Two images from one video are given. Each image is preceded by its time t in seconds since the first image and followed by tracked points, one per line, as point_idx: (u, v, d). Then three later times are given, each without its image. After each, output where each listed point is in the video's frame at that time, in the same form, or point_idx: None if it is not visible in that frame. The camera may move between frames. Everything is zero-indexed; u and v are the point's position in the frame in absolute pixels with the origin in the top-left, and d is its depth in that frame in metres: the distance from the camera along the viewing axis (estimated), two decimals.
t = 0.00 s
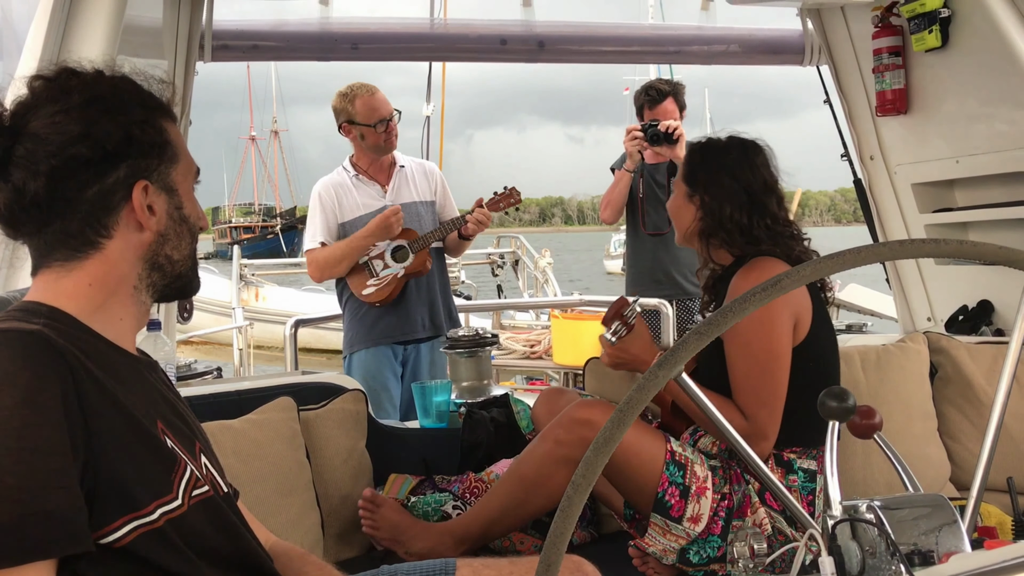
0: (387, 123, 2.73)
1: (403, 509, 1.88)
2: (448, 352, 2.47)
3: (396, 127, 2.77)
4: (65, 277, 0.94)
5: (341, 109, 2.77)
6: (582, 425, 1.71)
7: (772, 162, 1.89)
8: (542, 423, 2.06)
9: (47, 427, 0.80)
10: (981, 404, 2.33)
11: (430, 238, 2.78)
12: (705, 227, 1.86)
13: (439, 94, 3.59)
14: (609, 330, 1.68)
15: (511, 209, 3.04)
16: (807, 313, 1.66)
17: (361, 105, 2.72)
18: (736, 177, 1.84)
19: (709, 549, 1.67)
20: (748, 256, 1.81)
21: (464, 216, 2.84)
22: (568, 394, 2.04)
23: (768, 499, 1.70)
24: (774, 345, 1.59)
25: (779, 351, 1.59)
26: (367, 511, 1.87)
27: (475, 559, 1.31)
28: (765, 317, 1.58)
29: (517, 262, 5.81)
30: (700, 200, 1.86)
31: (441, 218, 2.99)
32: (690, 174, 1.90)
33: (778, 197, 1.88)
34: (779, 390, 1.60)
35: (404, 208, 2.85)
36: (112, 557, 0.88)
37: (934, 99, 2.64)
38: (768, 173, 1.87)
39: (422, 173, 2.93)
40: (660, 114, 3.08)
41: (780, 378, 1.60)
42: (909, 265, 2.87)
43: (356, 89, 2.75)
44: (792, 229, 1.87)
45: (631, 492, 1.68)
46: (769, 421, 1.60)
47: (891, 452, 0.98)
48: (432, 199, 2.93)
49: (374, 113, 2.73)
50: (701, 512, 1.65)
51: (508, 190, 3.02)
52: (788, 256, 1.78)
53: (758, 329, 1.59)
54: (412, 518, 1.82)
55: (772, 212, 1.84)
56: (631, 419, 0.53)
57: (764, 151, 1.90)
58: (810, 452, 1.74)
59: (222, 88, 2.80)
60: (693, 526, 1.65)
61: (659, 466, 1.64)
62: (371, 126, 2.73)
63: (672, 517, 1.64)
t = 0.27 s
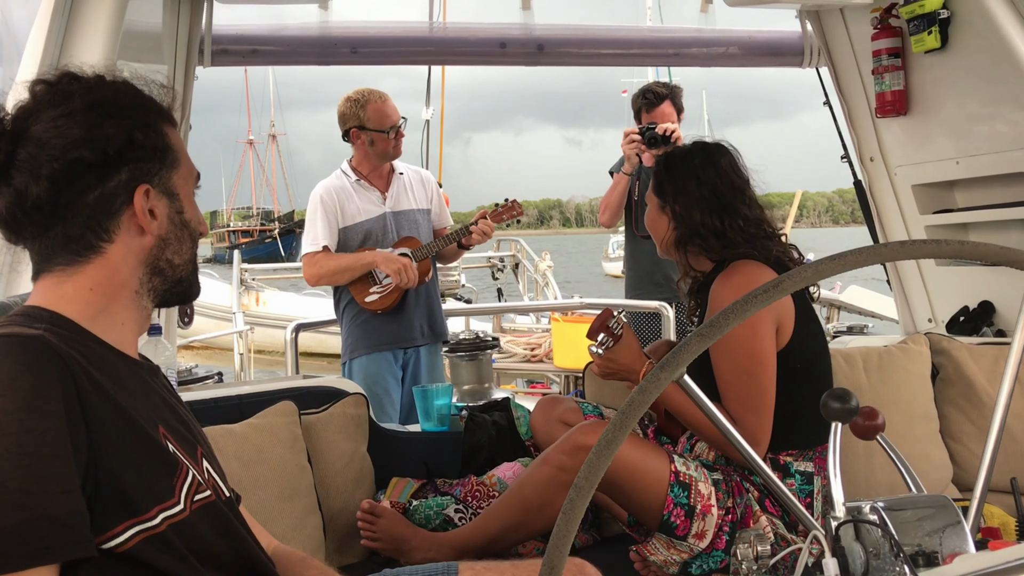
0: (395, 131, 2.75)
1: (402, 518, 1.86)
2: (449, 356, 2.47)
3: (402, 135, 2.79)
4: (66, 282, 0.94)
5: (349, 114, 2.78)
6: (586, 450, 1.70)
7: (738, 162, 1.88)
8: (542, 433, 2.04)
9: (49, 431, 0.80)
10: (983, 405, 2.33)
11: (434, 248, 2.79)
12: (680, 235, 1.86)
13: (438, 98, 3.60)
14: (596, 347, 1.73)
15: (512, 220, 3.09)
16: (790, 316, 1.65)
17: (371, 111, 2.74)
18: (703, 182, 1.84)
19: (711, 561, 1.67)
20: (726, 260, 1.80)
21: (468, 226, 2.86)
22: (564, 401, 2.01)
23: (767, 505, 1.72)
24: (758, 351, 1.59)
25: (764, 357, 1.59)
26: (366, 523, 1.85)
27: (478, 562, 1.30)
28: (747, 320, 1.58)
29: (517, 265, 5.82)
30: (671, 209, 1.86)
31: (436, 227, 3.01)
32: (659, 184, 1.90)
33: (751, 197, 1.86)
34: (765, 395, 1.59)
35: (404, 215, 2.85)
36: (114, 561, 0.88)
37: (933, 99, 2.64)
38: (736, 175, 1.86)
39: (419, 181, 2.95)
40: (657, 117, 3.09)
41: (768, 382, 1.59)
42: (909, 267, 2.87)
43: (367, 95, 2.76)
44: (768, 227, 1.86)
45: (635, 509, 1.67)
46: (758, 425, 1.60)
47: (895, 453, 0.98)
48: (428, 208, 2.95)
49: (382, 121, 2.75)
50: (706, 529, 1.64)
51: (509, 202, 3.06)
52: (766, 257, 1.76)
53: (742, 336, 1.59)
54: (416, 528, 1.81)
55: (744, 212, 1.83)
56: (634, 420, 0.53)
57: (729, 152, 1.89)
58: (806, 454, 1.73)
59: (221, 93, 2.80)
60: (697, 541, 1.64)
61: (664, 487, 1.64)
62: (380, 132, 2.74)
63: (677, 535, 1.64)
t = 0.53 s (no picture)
0: (394, 127, 2.75)
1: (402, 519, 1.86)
2: (448, 356, 2.46)
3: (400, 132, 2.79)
4: (64, 284, 0.93)
5: (347, 110, 2.77)
6: (585, 450, 1.70)
7: (730, 164, 1.88)
8: (541, 433, 2.05)
9: (48, 434, 0.79)
10: (984, 405, 2.32)
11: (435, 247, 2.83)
12: (674, 238, 1.86)
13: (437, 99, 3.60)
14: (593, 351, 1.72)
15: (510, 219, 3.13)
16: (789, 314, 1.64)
17: (370, 107, 2.74)
18: (695, 185, 1.84)
19: (712, 561, 1.67)
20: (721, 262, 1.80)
21: (467, 224, 2.89)
22: (566, 401, 2.02)
23: (769, 504, 1.71)
24: (758, 352, 1.59)
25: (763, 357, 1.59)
26: (366, 525, 1.85)
27: (477, 563, 1.30)
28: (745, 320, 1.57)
29: (516, 266, 5.81)
30: (665, 212, 1.86)
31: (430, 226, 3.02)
32: (652, 188, 1.90)
33: (743, 198, 1.86)
34: (765, 395, 1.59)
35: (401, 213, 2.86)
36: (113, 563, 0.87)
37: (932, 99, 2.64)
38: (729, 177, 1.86)
39: (415, 180, 2.95)
40: (656, 117, 3.09)
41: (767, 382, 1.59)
42: (909, 266, 2.87)
43: (367, 90, 2.76)
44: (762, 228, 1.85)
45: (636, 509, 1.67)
46: (758, 425, 1.60)
47: (896, 453, 0.97)
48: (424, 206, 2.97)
49: (381, 117, 2.74)
50: (706, 528, 1.64)
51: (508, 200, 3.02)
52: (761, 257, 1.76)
53: (740, 337, 1.58)
54: (415, 530, 1.81)
55: (738, 214, 1.83)
56: (634, 421, 0.53)
57: (721, 154, 1.89)
58: (806, 452, 1.74)
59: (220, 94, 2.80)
60: (698, 541, 1.64)
61: (665, 486, 1.63)
62: (379, 128, 2.74)
63: (677, 535, 1.64)
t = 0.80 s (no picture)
0: (390, 129, 2.74)
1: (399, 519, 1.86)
2: (445, 357, 2.46)
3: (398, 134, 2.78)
4: (62, 284, 0.93)
5: (344, 110, 2.78)
6: (582, 447, 1.71)
7: (737, 167, 1.89)
8: (539, 434, 2.05)
9: (46, 435, 0.79)
10: (982, 406, 2.33)
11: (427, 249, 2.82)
12: (680, 241, 1.86)
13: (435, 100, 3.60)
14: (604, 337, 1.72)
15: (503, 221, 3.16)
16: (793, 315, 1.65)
17: (367, 108, 2.74)
18: (702, 188, 1.84)
19: (710, 560, 1.67)
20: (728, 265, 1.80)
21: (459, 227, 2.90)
22: (564, 402, 2.04)
23: (768, 505, 1.71)
24: (764, 353, 1.59)
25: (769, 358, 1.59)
26: (362, 526, 1.84)
27: (475, 564, 1.30)
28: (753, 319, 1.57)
29: (514, 267, 5.82)
30: (671, 215, 1.86)
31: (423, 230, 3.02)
32: (658, 191, 1.90)
33: (749, 200, 1.86)
34: (772, 395, 1.59)
35: (394, 217, 2.86)
36: (109, 565, 0.87)
37: (930, 100, 2.65)
38: (735, 180, 1.86)
39: (410, 183, 2.95)
40: (653, 118, 3.09)
41: (769, 380, 1.59)
42: (907, 267, 2.88)
43: (364, 92, 2.76)
44: (768, 232, 1.86)
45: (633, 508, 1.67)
46: (761, 423, 1.60)
47: (894, 455, 0.97)
48: (418, 209, 2.97)
49: (377, 118, 2.74)
50: (704, 527, 1.64)
51: (501, 203, 3.14)
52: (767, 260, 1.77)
53: (747, 337, 1.58)
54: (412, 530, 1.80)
55: (744, 217, 1.83)
56: (632, 421, 0.53)
57: (728, 157, 1.90)
58: (808, 454, 1.73)
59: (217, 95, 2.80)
60: (695, 540, 1.64)
61: (662, 483, 1.63)
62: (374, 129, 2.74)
63: (675, 533, 1.64)
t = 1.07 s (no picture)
0: (390, 136, 2.74)
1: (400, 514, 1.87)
2: (443, 359, 2.45)
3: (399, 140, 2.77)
4: (57, 285, 0.93)
5: (346, 116, 2.77)
6: (580, 430, 1.72)
7: (765, 167, 1.89)
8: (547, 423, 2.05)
9: (41, 435, 0.79)
10: (978, 408, 2.33)
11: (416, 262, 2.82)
12: (711, 240, 1.86)
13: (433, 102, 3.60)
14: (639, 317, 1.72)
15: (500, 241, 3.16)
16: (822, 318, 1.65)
17: (367, 115, 2.74)
18: (733, 188, 1.84)
19: (707, 553, 1.66)
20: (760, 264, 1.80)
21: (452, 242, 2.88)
22: (573, 391, 2.04)
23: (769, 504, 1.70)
24: (791, 354, 1.59)
25: (797, 359, 1.59)
26: (364, 518, 1.86)
27: (472, 566, 1.30)
28: (782, 318, 1.58)
29: (512, 268, 5.82)
30: (702, 214, 1.86)
31: (417, 241, 3.01)
32: (688, 190, 1.90)
33: (777, 200, 1.86)
34: (794, 397, 1.60)
35: (387, 226, 2.85)
36: (104, 566, 0.87)
37: (927, 102, 2.65)
38: (765, 180, 1.87)
39: (408, 192, 2.94)
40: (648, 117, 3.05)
41: (794, 382, 1.59)
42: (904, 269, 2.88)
43: (367, 98, 2.76)
44: (797, 232, 1.86)
45: (626, 494, 1.67)
46: (784, 424, 1.60)
47: (891, 456, 0.97)
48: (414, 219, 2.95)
49: (376, 124, 2.73)
50: (700, 515, 1.64)
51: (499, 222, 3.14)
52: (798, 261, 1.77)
53: (775, 337, 1.59)
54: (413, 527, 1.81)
55: (774, 217, 1.83)
56: (630, 423, 0.53)
57: (756, 157, 1.90)
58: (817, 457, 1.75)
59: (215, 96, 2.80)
60: (691, 528, 1.64)
61: (658, 468, 1.63)
62: (373, 135, 2.73)
63: (671, 520, 1.64)
